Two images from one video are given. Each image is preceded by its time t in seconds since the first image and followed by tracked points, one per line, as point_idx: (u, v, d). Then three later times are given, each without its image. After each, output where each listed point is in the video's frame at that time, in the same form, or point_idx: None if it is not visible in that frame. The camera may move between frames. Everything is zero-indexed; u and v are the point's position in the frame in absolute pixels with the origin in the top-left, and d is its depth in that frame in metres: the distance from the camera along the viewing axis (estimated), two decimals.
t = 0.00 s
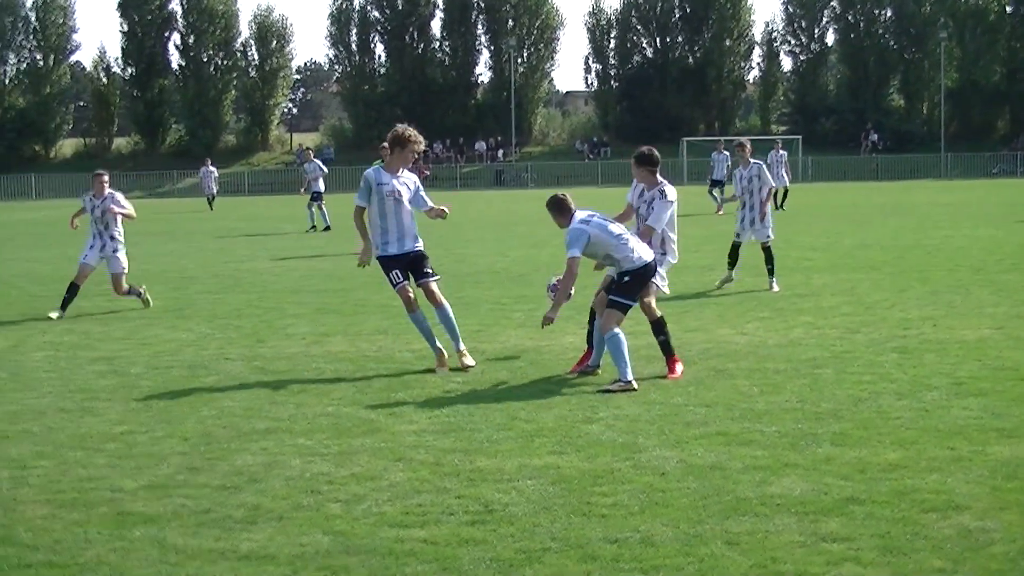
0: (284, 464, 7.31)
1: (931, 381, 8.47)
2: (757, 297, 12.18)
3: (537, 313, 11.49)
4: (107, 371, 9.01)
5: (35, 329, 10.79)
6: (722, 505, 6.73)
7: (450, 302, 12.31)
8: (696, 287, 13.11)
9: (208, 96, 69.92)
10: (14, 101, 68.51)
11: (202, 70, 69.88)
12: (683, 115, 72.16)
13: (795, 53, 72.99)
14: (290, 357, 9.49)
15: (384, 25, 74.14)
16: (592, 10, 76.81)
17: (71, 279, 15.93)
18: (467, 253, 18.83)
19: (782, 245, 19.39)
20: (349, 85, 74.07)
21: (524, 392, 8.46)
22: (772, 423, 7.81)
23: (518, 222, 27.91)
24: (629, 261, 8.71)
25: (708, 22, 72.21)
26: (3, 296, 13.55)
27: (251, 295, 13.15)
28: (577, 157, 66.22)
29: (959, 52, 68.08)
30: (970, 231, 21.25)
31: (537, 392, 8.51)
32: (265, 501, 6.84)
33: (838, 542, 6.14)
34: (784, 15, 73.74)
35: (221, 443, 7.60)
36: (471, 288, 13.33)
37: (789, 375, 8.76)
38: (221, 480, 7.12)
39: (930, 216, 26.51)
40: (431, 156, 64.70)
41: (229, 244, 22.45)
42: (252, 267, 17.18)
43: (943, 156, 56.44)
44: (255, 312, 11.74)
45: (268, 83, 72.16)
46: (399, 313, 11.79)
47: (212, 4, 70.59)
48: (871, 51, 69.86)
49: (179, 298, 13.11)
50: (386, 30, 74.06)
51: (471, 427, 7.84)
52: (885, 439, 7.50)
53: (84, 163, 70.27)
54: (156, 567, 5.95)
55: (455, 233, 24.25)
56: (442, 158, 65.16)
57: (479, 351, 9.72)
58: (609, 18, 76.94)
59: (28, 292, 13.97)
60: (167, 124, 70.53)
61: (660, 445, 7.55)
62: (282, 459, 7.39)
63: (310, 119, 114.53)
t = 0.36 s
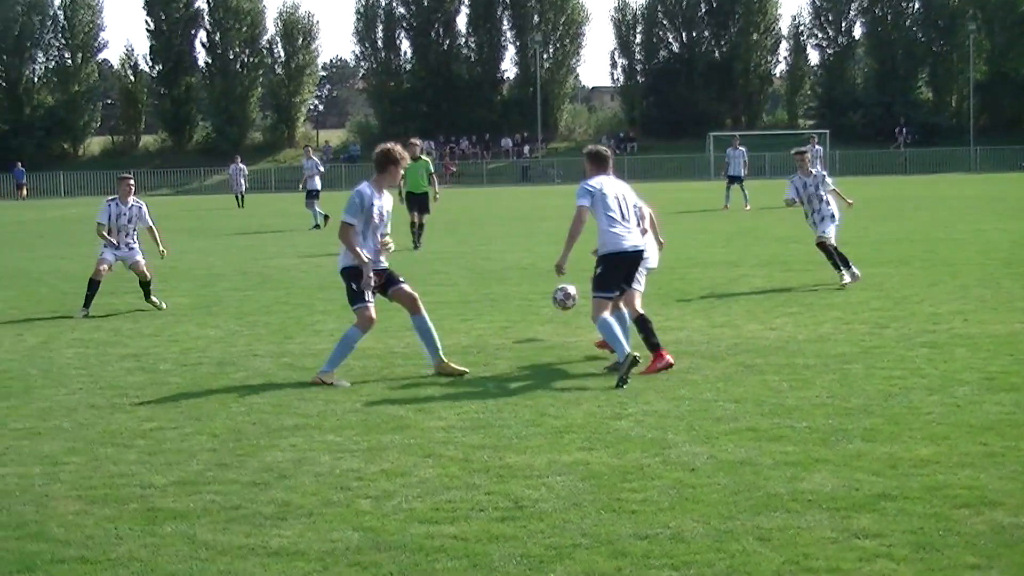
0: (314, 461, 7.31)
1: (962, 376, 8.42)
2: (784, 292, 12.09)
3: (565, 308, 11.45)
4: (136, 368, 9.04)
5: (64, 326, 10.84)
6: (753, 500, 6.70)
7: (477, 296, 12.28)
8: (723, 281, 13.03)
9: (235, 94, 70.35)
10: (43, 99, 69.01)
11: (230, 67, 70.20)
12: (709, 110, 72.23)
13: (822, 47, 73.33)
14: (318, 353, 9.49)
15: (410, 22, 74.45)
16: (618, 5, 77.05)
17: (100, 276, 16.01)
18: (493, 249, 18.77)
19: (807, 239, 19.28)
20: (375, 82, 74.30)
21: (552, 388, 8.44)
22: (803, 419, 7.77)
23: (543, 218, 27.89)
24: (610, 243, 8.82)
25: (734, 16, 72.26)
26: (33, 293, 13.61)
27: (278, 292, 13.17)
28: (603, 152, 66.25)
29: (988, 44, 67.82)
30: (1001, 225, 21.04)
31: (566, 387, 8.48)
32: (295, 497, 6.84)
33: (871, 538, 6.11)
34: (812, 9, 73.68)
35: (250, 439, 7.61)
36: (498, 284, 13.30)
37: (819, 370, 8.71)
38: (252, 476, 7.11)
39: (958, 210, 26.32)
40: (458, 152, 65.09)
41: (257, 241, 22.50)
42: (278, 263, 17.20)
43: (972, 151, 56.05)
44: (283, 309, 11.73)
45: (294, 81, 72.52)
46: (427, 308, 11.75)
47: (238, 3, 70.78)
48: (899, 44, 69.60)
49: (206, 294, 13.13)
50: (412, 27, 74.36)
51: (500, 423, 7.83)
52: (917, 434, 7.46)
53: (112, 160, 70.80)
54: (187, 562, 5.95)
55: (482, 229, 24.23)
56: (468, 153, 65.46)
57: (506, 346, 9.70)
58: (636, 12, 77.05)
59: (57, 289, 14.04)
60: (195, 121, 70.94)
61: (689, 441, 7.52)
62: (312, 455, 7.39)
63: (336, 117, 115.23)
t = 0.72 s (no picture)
0: (349, 461, 7.32)
1: (999, 378, 8.37)
2: (819, 292, 12.03)
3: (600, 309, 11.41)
4: (172, 367, 9.08)
5: (100, 325, 10.88)
6: (788, 501, 6.68)
7: (511, 296, 12.26)
8: (757, 282, 12.99)
9: (270, 93, 70.45)
10: (79, 99, 69.54)
11: (265, 67, 70.40)
12: (745, 110, 72.06)
13: (857, 47, 72.88)
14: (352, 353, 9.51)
15: (445, 22, 74.42)
16: (653, 5, 76.78)
17: (136, 275, 16.09)
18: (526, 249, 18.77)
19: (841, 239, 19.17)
20: (409, 82, 74.47)
21: (587, 388, 8.42)
22: (838, 421, 7.75)
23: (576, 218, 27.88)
24: (603, 245, 8.64)
25: (769, 16, 71.73)
26: (69, 292, 13.70)
27: (312, 291, 13.20)
28: (638, 152, 66.19)
29: None
30: None
31: (600, 387, 8.47)
32: (330, 497, 6.85)
33: (907, 540, 6.08)
34: (847, 8, 73.18)
35: (286, 438, 7.63)
36: (532, 284, 13.29)
37: (854, 372, 8.67)
38: (287, 476, 7.13)
39: (993, 211, 26.14)
40: (491, 153, 65.24)
41: (292, 241, 22.55)
42: (312, 263, 17.24)
43: (1009, 152, 55.63)
44: (317, 310, 11.74)
45: (329, 81, 72.55)
46: (461, 308, 11.73)
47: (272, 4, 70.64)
48: (934, 44, 69.05)
49: (241, 294, 13.17)
50: (446, 27, 74.32)
51: (535, 424, 7.82)
52: (954, 436, 7.42)
53: (146, 160, 71.30)
54: (223, 561, 5.96)
55: (515, 229, 24.23)
56: (502, 154, 65.57)
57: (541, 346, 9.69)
58: (671, 12, 76.89)
59: (93, 288, 14.12)
60: (230, 121, 71.34)
61: (724, 442, 7.50)
62: (347, 455, 7.40)
63: (370, 117, 115.84)
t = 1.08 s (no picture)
0: (380, 474, 7.32)
1: None
2: (850, 309, 11.99)
3: (631, 323, 11.35)
4: (203, 379, 9.10)
5: (132, 336, 10.92)
6: (820, 518, 6.64)
7: (542, 310, 12.23)
8: (787, 297, 12.95)
9: (302, 108, 70.70)
10: (112, 112, 70.01)
11: (296, 80, 70.58)
12: (776, 125, 72.02)
13: (889, 62, 72.76)
14: (383, 366, 9.51)
15: (476, 36, 74.44)
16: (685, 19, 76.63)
17: (169, 287, 16.13)
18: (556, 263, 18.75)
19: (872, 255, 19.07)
20: (440, 96, 75.01)
21: (618, 402, 8.41)
22: (870, 437, 7.72)
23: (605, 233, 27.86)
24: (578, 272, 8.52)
25: (800, 31, 71.34)
26: (102, 303, 13.75)
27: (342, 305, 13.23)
28: (668, 167, 66.16)
29: None
30: None
31: (630, 402, 8.45)
32: (361, 510, 6.85)
33: (942, 559, 6.03)
34: (879, 23, 72.93)
35: (317, 451, 7.63)
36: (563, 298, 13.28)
37: (886, 390, 8.62)
38: (318, 488, 7.13)
39: None
40: (523, 168, 65.51)
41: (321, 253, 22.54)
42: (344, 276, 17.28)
43: None
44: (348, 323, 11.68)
45: (360, 95, 72.55)
46: (493, 322, 11.68)
47: (302, 17, 70.89)
48: (967, 59, 68.83)
49: (271, 307, 13.19)
50: (477, 42, 74.46)
51: (566, 438, 7.80)
52: (988, 454, 7.38)
53: (176, 173, 71.68)
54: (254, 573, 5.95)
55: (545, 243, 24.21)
56: (533, 169, 65.77)
57: (572, 361, 9.68)
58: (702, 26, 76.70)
59: (125, 300, 14.18)
60: (260, 134, 71.69)
61: (755, 457, 7.48)
62: (378, 468, 7.39)
63: (402, 130, 116.51)
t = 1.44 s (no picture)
0: (403, 477, 7.34)
1: None
2: (874, 312, 11.95)
3: (654, 325, 11.31)
4: (226, 383, 9.13)
5: (156, 341, 10.96)
6: (843, 521, 6.64)
7: (565, 314, 12.21)
8: (810, 300, 12.91)
9: (325, 111, 70.83)
10: (135, 117, 70.29)
11: (318, 85, 70.79)
12: (798, 128, 71.86)
13: (912, 64, 72.22)
14: (406, 370, 9.51)
15: (499, 40, 74.70)
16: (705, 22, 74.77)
17: (193, 291, 16.17)
18: (578, 266, 18.72)
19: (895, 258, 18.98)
20: (462, 99, 74.91)
21: (641, 405, 8.40)
22: (892, 439, 7.71)
23: (627, 236, 27.81)
24: (494, 280, 8.48)
25: (823, 33, 71.50)
26: (126, 308, 13.81)
27: (366, 308, 13.23)
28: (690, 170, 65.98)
29: None
30: None
31: (653, 405, 8.45)
32: (384, 513, 6.87)
33: (966, 562, 6.02)
34: (902, 25, 72.67)
35: (339, 454, 7.66)
36: (586, 301, 13.25)
37: (909, 393, 8.60)
38: (341, 492, 7.15)
39: None
40: (545, 171, 65.61)
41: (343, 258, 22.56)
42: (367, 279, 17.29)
43: None
44: (372, 326, 11.67)
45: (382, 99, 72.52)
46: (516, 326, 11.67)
47: (327, 20, 71.33)
48: (991, 61, 68.56)
49: (295, 311, 13.23)
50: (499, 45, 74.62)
51: (588, 441, 7.81)
52: (1010, 456, 7.37)
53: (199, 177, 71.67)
54: None
55: (568, 247, 24.17)
56: (555, 172, 65.89)
57: (595, 364, 9.65)
58: (723, 29, 76.45)
59: (149, 304, 14.24)
60: (283, 138, 71.72)
61: (777, 460, 7.48)
62: (400, 471, 7.42)
63: (424, 133, 116.74)
